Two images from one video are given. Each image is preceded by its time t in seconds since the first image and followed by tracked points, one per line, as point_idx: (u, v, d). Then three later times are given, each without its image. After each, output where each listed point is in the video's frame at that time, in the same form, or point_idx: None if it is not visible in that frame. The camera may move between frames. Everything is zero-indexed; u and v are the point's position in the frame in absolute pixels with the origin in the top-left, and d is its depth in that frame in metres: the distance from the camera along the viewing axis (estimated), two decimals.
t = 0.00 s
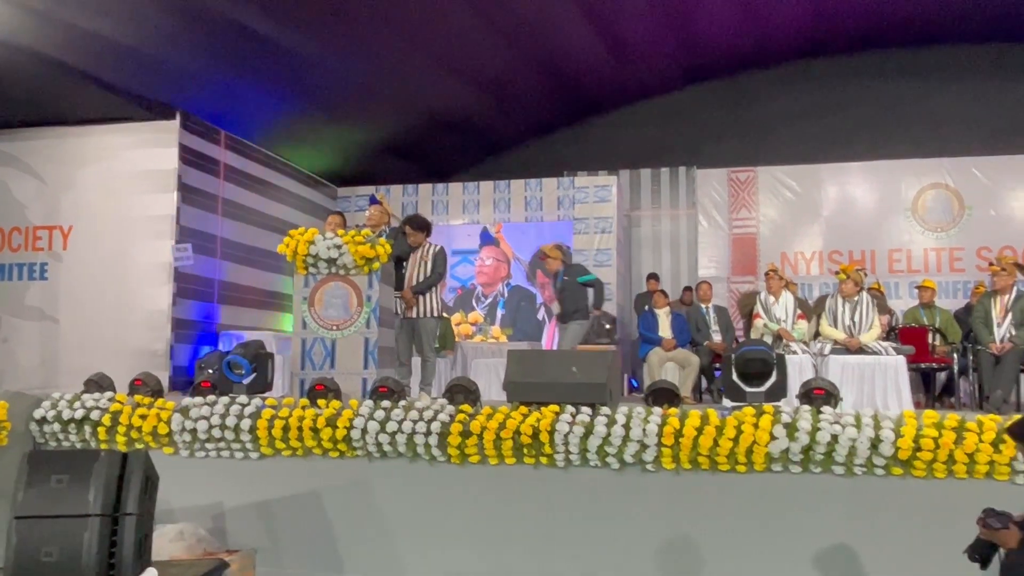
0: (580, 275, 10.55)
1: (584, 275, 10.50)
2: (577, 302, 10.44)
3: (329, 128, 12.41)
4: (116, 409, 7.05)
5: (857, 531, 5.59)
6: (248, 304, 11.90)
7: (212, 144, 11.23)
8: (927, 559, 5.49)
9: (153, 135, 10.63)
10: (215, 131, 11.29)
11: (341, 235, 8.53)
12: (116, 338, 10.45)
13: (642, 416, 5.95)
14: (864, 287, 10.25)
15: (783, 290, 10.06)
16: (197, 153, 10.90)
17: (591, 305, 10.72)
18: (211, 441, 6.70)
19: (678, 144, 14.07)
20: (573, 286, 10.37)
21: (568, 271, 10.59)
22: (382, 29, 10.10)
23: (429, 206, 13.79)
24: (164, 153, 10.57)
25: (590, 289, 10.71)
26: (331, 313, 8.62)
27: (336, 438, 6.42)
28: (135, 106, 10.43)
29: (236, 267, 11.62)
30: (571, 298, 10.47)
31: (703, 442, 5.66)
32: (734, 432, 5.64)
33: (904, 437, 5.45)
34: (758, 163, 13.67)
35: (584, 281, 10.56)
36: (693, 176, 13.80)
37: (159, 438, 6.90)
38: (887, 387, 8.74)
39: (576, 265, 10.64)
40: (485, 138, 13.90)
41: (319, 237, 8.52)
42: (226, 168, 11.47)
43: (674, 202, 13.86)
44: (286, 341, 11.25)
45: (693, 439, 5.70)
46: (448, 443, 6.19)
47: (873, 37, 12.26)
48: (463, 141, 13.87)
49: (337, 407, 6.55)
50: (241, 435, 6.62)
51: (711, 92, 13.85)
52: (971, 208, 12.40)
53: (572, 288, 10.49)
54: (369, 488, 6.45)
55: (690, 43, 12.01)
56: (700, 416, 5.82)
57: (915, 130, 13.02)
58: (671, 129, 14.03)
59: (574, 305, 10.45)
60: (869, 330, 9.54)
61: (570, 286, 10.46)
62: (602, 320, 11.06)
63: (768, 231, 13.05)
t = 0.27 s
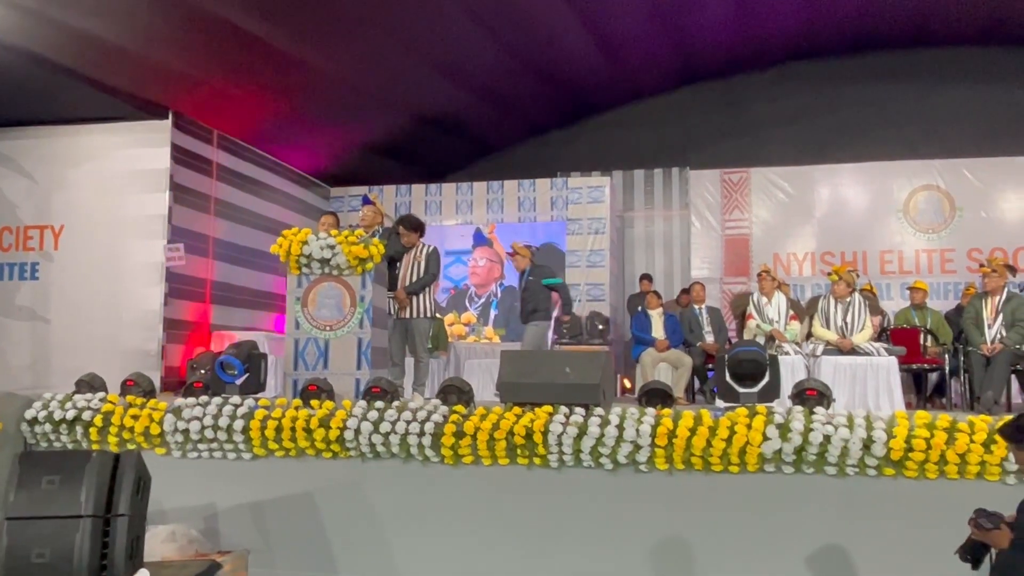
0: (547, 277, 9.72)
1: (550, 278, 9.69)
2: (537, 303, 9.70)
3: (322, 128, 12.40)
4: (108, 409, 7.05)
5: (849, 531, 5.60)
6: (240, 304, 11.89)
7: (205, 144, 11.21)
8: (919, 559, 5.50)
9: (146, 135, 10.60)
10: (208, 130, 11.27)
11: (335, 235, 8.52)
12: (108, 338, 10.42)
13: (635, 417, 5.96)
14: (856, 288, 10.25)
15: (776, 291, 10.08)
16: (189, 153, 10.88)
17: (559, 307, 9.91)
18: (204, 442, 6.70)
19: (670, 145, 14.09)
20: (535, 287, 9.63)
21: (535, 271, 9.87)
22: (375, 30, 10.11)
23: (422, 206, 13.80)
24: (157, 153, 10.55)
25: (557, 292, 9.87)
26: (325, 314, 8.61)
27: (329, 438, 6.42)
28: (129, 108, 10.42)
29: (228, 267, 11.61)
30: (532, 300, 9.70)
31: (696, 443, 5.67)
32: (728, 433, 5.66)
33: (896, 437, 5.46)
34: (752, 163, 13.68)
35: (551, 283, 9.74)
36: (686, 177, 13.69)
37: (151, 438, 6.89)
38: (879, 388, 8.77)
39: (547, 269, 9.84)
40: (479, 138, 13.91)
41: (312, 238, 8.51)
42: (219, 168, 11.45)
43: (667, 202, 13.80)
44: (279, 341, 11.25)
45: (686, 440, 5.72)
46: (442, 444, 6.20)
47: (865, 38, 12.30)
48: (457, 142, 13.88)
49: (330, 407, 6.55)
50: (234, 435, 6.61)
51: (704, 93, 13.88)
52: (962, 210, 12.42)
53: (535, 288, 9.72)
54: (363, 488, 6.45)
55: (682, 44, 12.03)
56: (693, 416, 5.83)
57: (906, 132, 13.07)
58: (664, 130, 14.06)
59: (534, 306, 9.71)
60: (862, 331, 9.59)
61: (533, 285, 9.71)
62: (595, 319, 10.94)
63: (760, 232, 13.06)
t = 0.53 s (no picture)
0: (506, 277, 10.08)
1: (506, 275, 10.27)
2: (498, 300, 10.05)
3: (316, 128, 12.38)
4: (101, 411, 7.02)
5: (844, 533, 5.61)
6: (234, 306, 11.87)
7: (199, 144, 11.17)
8: (911, 559, 5.52)
9: (140, 136, 10.57)
10: (202, 131, 11.24)
11: (329, 236, 8.50)
12: (102, 340, 10.40)
13: (630, 419, 5.94)
14: (851, 291, 10.27)
15: (771, 293, 10.08)
16: (183, 154, 10.85)
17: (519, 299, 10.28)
18: (197, 443, 6.67)
19: (664, 147, 14.09)
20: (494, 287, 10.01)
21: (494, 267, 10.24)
22: (370, 30, 10.10)
23: (417, 208, 13.81)
24: (151, 154, 10.52)
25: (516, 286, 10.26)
26: (319, 315, 8.59)
27: (323, 440, 6.40)
28: (124, 109, 10.40)
29: (222, 269, 11.59)
30: (492, 297, 10.11)
31: (691, 445, 5.66)
32: (723, 435, 5.64)
33: (891, 439, 5.46)
34: (746, 166, 13.70)
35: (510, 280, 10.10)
36: (680, 180, 13.71)
37: (144, 440, 6.86)
38: (873, 389, 8.78)
39: (504, 269, 10.42)
40: (473, 140, 13.90)
41: (306, 239, 8.48)
42: (213, 169, 11.42)
43: (662, 205, 13.82)
44: (273, 342, 11.24)
45: (681, 442, 5.70)
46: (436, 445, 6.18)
47: (859, 41, 12.32)
48: (451, 143, 13.87)
49: (324, 409, 6.52)
50: (227, 437, 6.59)
51: (698, 95, 13.88)
52: (955, 213, 12.48)
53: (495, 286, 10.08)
54: (357, 490, 6.44)
55: (677, 46, 12.04)
56: (688, 418, 5.81)
57: (900, 135, 13.12)
58: (658, 132, 14.06)
59: (494, 303, 10.06)
60: (855, 334, 9.56)
61: (491, 283, 10.15)
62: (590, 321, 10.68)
63: (754, 234, 13.09)
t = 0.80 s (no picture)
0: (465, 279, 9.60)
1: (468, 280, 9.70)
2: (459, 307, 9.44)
3: (315, 130, 12.38)
4: (100, 412, 7.01)
5: (844, 535, 5.60)
6: (234, 307, 11.87)
7: (198, 145, 11.17)
8: (911, 561, 5.51)
9: (140, 137, 10.56)
10: (201, 132, 11.23)
11: (328, 237, 8.50)
12: (101, 340, 10.39)
13: (630, 420, 5.94)
14: (851, 292, 10.26)
15: (770, 295, 10.08)
16: (183, 155, 10.84)
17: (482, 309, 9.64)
18: (196, 445, 6.66)
19: (664, 148, 14.08)
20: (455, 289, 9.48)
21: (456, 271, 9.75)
22: (370, 31, 10.09)
23: (417, 209, 13.83)
24: (151, 155, 10.51)
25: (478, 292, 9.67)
26: (318, 316, 8.58)
27: (322, 441, 6.40)
28: (124, 109, 10.40)
29: (222, 270, 11.59)
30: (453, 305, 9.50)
31: (691, 447, 5.66)
32: (723, 436, 5.64)
33: (890, 442, 5.45)
34: (746, 167, 13.69)
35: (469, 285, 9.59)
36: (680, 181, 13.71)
37: (143, 441, 6.85)
38: (873, 391, 8.78)
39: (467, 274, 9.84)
40: (473, 141, 13.90)
41: (306, 240, 8.48)
42: (212, 170, 11.42)
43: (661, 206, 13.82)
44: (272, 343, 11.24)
45: (681, 444, 5.70)
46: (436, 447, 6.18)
47: (859, 43, 12.31)
48: (451, 144, 13.86)
49: (323, 410, 6.52)
50: (226, 438, 6.58)
51: (697, 96, 13.88)
52: (954, 215, 12.48)
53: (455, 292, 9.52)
54: (356, 491, 6.43)
55: (676, 48, 12.03)
56: (687, 420, 5.81)
57: (899, 137, 13.12)
58: (658, 133, 14.05)
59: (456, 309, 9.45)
60: (855, 335, 9.58)
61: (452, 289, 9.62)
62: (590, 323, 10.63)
63: (754, 236, 13.08)
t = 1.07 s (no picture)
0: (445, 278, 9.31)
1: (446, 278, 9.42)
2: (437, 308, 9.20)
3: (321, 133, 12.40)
4: (108, 415, 6.99)
5: (852, 539, 5.59)
6: (240, 310, 11.89)
7: (205, 149, 11.20)
8: (919, 565, 5.49)
9: (147, 140, 10.59)
10: (208, 136, 11.26)
11: (335, 240, 8.52)
12: (108, 343, 10.41)
13: (637, 424, 5.94)
14: (858, 295, 10.24)
15: (777, 298, 10.07)
16: (189, 158, 10.87)
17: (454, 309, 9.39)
18: (203, 448, 6.67)
19: (670, 151, 14.07)
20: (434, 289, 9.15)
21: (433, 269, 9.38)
22: (375, 34, 10.10)
23: (423, 212, 13.88)
24: (158, 158, 10.54)
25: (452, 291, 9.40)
26: (325, 319, 8.59)
27: (328, 445, 6.40)
28: (131, 112, 10.43)
29: (228, 273, 11.62)
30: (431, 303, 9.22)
31: (698, 451, 5.66)
32: (730, 440, 5.64)
33: (898, 446, 5.45)
34: (752, 170, 13.68)
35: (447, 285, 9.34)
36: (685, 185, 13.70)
37: (150, 444, 6.86)
38: (880, 394, 8.76)
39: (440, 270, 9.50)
40: (479, 144, 13.90)
41: (312, 244, 8.50)
42: (219, 173, 11.44)
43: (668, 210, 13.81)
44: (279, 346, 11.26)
45: (688, 447, 5.69)
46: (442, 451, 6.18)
47: (865, 46, 12.30)
48: (457, 147, 13.87)
49: (329, 414, 6.53)
50: (233, 441, 6.59)
51: (703, 99, 13.87)
52: (961, 218, 12.45)
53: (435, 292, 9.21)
54: (363, 495, 6.44)
55: (682, 51, 12.03)
56: (694, 424, 5.81)
57: (905, 140, 13.10)
58: (664, 136, 14.03)
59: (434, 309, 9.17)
60: (862, 338, 9.55)
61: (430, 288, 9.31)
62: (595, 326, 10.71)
63: (760, 239, 13.07)
